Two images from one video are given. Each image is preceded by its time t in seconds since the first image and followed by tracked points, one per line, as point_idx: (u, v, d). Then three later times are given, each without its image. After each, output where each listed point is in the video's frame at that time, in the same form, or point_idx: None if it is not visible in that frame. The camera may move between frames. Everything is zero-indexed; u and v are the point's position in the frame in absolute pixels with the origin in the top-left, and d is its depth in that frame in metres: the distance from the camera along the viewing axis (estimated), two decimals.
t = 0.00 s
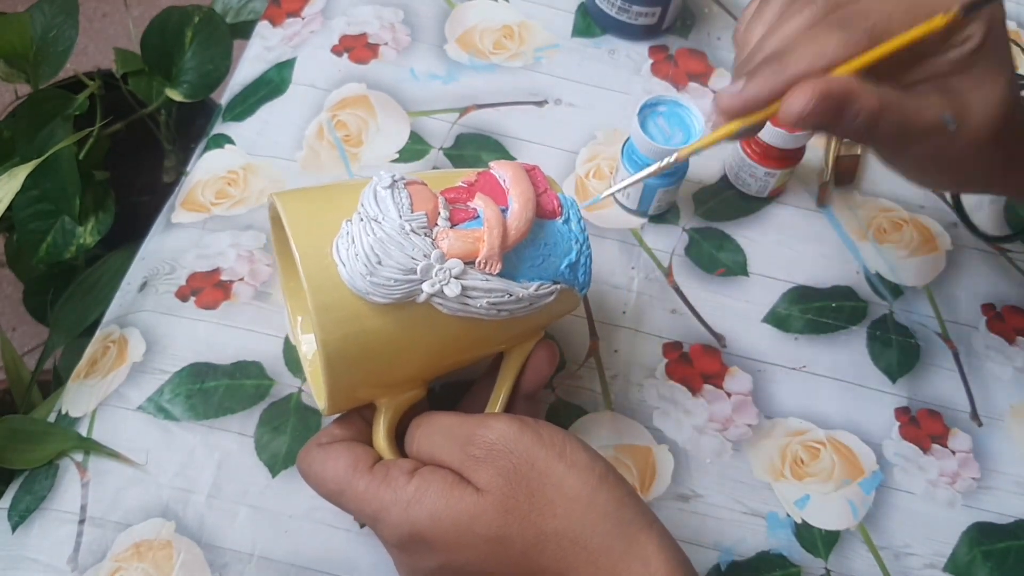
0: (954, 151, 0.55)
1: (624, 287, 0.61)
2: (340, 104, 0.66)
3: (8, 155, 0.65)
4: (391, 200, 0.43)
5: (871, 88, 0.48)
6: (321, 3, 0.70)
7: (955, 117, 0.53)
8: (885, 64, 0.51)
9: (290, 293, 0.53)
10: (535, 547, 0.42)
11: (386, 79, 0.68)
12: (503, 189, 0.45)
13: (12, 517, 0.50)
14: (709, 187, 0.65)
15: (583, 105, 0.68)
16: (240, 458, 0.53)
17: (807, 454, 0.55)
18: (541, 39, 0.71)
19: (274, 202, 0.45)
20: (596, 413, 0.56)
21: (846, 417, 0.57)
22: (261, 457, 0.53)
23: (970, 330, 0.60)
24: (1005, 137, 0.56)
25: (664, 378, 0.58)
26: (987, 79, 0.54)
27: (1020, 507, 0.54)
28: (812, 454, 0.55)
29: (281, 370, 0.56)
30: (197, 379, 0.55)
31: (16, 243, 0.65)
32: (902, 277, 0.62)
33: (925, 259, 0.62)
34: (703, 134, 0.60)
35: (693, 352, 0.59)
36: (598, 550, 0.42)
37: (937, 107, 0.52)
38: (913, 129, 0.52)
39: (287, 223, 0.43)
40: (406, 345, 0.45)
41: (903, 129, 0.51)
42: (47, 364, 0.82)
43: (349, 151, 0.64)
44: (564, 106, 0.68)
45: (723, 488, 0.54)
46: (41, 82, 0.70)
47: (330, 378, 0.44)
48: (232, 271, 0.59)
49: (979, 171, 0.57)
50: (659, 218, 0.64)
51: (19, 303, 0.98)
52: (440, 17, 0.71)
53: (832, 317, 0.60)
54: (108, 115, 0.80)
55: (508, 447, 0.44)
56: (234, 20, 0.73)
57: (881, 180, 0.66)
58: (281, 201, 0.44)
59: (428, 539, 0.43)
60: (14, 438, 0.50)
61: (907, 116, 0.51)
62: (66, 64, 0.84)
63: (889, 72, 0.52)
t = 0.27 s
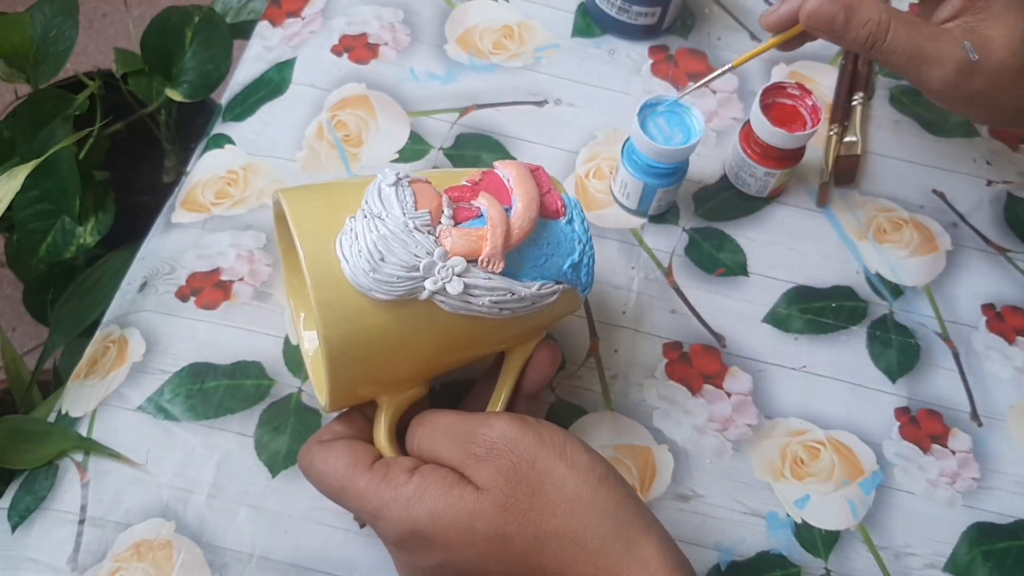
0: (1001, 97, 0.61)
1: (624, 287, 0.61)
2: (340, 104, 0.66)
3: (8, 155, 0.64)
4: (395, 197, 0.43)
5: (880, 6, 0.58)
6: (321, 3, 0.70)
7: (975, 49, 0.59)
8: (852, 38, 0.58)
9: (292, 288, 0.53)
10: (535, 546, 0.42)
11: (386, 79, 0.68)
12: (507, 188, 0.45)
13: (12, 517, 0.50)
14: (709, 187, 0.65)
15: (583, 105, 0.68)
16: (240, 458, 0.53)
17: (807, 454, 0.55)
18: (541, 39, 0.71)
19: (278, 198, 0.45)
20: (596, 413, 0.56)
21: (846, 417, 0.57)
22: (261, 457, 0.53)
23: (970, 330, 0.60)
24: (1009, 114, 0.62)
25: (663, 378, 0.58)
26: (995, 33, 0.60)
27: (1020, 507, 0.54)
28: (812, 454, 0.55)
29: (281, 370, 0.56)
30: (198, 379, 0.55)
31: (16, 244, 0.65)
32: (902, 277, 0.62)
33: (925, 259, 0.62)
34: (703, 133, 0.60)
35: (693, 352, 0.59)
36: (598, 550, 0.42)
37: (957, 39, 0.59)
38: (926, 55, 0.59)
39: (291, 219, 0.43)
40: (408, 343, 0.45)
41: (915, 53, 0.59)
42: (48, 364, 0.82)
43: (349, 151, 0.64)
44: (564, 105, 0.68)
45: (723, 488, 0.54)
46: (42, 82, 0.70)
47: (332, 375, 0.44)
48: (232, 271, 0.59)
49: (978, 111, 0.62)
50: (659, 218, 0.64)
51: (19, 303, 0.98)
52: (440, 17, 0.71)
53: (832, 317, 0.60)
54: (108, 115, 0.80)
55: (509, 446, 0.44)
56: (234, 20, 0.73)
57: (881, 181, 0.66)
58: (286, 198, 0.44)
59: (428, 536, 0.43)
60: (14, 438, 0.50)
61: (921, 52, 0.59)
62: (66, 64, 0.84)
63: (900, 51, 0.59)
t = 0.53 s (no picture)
0: (998, 87, 0.60)
1: (625, 287, 0.61)
2: (340, 104, 0.66)
3: (8, 155, 0.65)
4: (398, 196, 0.43)
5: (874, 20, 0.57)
6: (321, 3, 0.70)
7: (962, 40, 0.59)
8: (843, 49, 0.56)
9: (293, 287, 0.53)
10: (535, 546, 0.42)
11: (386, 79, 0.68)
12: (510, 188, 0.45)
13: (12, 517, 0.50)
14: (709, 187, 0.65)
15: (583, 105, 0.68)
16: (240, 458, 0.53)
17: (808, 454, 0.55)
18: (541, 39, 0.71)
19: (281, 197, 0.45)
20: (596, 413, 0.56)
21: (846, 417, 0.57)
22: (261, 457, 0.53)
23: (970, 330, 0.60)
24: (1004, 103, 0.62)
25: (664, 378, 0.58)
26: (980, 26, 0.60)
27: (1020, 507, 0.54)
28: (812, 454, 0.55)
29: (281, 370, 0.56)
30: (198, 379, 0.55)
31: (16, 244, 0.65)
32: (902, 277, 0.62)
33: (925, 259, 0.62)
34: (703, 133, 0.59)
35: (693, 352, 0.59)
36: (598, 551, 0.42)
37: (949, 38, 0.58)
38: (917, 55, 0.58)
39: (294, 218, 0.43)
40: (410, 342, 0.45)
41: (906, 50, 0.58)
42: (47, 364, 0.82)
43: (349, 151, 0.64)
44: (564, 105, 0.68)
45: (723, 488, 0.54)
46: (42, 82, 0.70)
47: (334, 374, 0.44)
48: (232, 271, 0.59)
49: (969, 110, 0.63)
50: (659, 218, 0.64)
51: (19, 303, 0.98)
52: (440, 17, 0.71)
53: (832, 317, 0.60)
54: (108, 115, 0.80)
55: (509, 447, 0.44)
56: (234, 20, 0.73)
57: (881, 181, 0.66)
58: (289, 196, 0.44)
59: (428, 536, 0.43)
60: (14, 438, 0.50)
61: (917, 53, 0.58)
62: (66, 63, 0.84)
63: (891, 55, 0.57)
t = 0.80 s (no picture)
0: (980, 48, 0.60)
1: (625, 287, 0.61)
2: (340, 104, 0.66)
3: (8, 155, 0.65)
4: (399, 197, 0.43)
5: None
6: (321, 3, 0.70)
7: None
8: (819, 10, 0.58)
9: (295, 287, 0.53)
10: (535, 547, 0.42)
11: (386, 79, 0.68)
12: (511, 189, 0.45)
13: (12, 517, 0.50)
14: (709, 187, 0.65)
15: (583, 105, 0.68)
16: (240, 457, 0.53)
17: (807, 454, 0.55)
18: (541, 39, 0.71)
19: (282, 197, 0.45)
20: (596, 413, 0.56)
21: (846, 417, 0.57)
22: (261, 457, 0.53)
23: (970, 330, 0.60)
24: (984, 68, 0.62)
25: (664, 378, 0.58)
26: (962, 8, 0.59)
27: (1020, 507, 0.54)
28: (812, 454, 0.55)
29: (281, 370, 0.56)
30: (198, 379, 0.55)
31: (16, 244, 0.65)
32: (902, 277, 0.62)
33: (925, 259, 0.62)
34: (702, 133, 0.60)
35: (693, 352, 0.59)
36: (598, 552, 0.42)
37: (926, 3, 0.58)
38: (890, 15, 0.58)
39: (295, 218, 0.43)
40: (411, 344, 0.45)
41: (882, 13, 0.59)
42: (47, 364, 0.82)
43: (349, 151, 0.64)
44: (564, 105, 0.68)
45: (723, 488, 0.54)
46: (42, 82, 0.70)
47: (334, 375, 0.44)
48: (232, 271, 0.59)
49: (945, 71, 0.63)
50: (659, 218, 0.64)
51: (19, 303, 0.98)
52: (440, 17, 0.71)
53: (832, 317, 0.60)
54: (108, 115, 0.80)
55: (509, 448, 0.44)
56: (234, 20, 0.73)
57: (881, 181, 0.66)
58: (290, 197, 0.44)
59: (428, 537, 0.43)
60: (14, 438, 0.50)
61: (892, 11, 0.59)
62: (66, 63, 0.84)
63: (871, 11, 0.58)
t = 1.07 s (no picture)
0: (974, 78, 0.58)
1: (625, 287, 0.61)
2: (340, 104, 0.66)
3: (8, 154, 0.65)
4: (418, 194, 0.43)
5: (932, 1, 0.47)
6: (321, 3, 0.70)
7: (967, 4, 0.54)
8: None
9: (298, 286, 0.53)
10: (534, 546, 0.42)
11: (386, 79, 0.68)
12: (530, 192, 0.45)
13: (12, 517, 0.50)
14: (709, 187, 0.65)
15: (583, 105, 0.68)
16: (240, 457, 0.53)
17: (808, 454, 0.55)
18: (541, 39, 0.71)
19: (301, 187, 0.45)
20: (596, 413, 0.56)
21: (846, 417, 0.57)
22: (261, 457, 0.53)
23: (970, 330, 0.60)
24: None
25: (664, 378, 0.58)
26: None
27: (1020, 507, 0.54)
28: (812, 454, 0.55)
29: (281, 370, 0.56)
30: (198, 379, 0.55)
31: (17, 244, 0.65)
32: (902, 277, 0.62)
33: (925, 259, 0.62)
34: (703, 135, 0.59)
35: (693, 352, 0.59)
36: (597, 552, 0.41)
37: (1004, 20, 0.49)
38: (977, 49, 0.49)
39: (313, 209, 0.43)
40: (422, 340, 0.45)
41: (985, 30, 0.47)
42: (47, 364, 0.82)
43: (349, 151, 0.64)
44: (564, 105, 0.68)
45: (723, 488, 0.54)
46: (42, 82, 0.70)
47: (345, 366, 0.44)
48: (232, 271, 0.59)
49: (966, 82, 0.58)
50: (659, 218, 0.64)
51: (19, 303, 0.98)
52: (440, 17, 0.71)
53: (832, 316, 0.60)
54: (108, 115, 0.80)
55: (511, 446, 0.44)
56: (234, 20, 0.73)
57: (881, 181, 0.66)
58: (309, 187, 0.44)
59: (427, 534, 0.43)
60: (14, 438, 0.50)
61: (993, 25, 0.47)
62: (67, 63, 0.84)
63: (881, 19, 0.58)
